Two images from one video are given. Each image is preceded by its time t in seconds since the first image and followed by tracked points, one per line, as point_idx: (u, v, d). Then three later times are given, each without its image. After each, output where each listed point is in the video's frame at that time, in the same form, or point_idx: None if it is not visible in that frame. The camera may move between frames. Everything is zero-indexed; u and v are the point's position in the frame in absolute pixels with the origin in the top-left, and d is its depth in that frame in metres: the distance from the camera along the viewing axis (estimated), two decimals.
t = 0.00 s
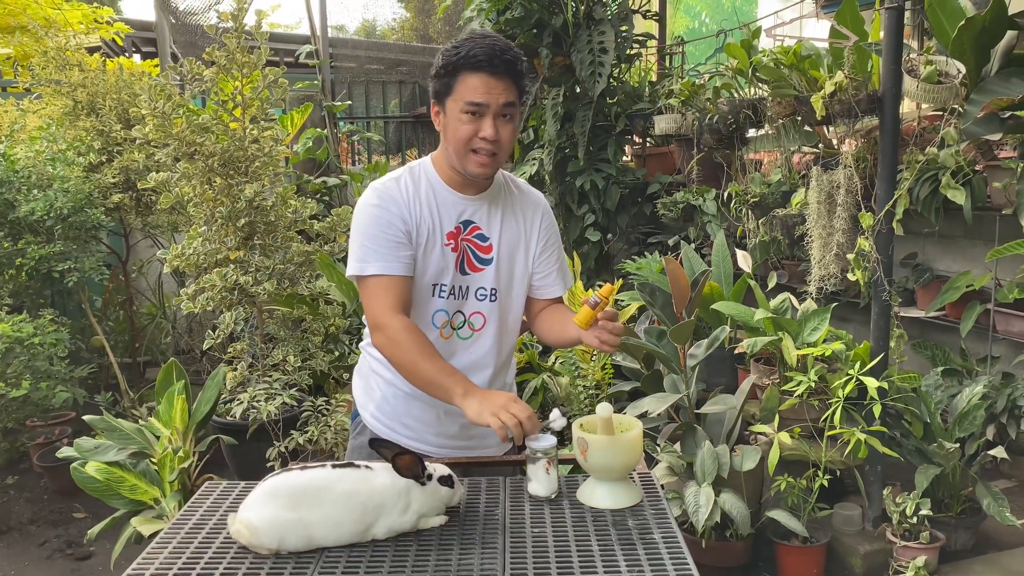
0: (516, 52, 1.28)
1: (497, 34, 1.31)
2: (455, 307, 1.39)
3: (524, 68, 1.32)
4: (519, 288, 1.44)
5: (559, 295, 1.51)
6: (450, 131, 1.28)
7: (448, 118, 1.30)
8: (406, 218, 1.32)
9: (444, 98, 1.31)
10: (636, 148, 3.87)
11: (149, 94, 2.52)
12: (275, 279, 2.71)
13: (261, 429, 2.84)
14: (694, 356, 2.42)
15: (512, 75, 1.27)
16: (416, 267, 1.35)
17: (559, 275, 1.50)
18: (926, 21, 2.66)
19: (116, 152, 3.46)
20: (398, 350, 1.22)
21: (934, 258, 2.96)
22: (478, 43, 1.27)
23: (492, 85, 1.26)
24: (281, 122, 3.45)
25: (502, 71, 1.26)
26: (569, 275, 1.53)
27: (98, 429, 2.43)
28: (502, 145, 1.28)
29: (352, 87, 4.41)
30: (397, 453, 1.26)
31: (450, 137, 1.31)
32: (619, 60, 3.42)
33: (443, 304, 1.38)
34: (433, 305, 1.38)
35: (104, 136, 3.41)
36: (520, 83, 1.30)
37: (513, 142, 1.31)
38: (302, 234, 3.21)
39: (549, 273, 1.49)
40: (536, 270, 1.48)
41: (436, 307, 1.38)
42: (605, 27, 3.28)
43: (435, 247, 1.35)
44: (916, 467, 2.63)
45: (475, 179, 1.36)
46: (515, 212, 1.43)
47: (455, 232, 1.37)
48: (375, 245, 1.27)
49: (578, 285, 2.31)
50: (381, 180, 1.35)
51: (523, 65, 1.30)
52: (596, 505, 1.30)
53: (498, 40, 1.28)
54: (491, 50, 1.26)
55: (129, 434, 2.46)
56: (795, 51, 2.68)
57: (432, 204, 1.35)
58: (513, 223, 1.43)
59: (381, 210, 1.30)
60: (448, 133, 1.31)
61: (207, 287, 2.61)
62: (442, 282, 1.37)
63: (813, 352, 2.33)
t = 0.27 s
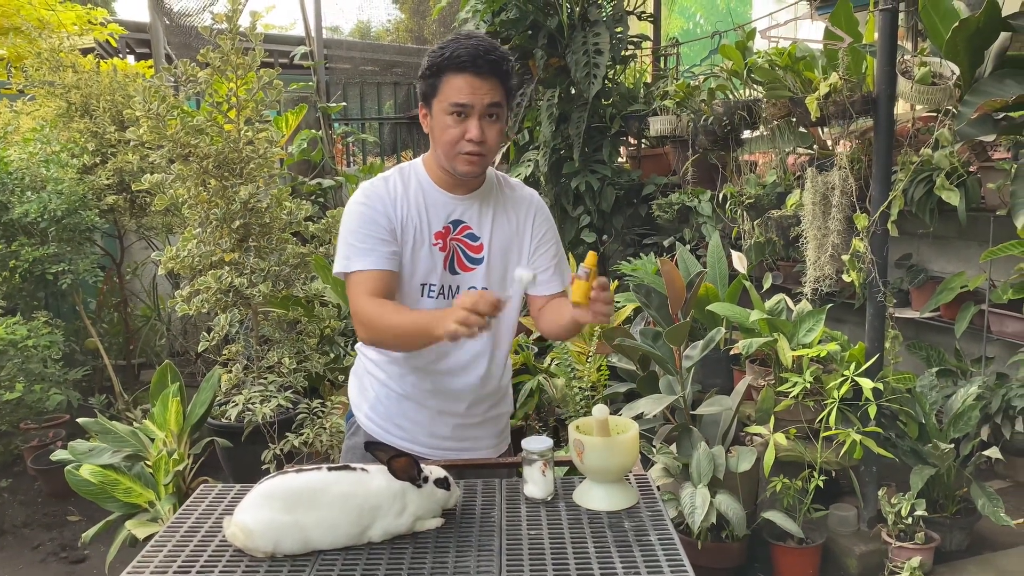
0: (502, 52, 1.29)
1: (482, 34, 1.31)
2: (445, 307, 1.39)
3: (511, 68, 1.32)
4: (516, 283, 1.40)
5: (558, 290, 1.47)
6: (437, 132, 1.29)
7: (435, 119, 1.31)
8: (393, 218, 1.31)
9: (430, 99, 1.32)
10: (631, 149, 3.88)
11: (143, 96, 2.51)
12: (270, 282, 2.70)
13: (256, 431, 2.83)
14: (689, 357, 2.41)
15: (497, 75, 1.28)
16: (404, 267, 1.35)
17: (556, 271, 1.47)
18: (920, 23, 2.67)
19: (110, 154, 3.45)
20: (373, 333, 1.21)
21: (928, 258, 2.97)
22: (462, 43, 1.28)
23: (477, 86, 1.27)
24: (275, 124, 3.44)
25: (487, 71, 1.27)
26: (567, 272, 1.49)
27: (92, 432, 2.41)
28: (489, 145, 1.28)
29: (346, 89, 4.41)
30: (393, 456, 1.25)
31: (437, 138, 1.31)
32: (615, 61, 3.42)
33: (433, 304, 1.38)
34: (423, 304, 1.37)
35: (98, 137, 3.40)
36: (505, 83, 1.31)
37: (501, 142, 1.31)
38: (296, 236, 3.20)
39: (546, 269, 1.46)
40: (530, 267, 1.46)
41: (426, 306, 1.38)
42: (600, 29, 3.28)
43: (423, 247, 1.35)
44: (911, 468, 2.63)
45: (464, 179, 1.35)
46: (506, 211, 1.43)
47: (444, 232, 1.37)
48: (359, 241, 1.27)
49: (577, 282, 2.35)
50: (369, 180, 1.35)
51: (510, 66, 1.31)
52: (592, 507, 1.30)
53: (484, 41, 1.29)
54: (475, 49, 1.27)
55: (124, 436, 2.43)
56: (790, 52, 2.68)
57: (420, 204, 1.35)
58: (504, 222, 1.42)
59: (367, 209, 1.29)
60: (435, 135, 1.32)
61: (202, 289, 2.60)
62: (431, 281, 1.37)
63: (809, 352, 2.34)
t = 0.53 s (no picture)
0: (494, 53, 1.28)
1: (475, 34, 1.30)
2: (434, 305, 1.37)
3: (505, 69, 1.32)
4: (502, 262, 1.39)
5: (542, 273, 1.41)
6: (425, 130, 1.28)
7: (424, 117, 1.30)
8: (381, 213, 1.33)
9: (421, 96, 1.32)
10: (627, 149, 3.88)
11: (138, 96, 2.50)
12: (266, 283, 2.69)
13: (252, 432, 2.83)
14: (687, 357, 2.42)
15: (487, 75, 1.27)
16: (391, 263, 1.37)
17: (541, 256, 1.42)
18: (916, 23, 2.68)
19: (105, 154, 3.43)
20: (352, 317, 1.24)
21: (924, 258, 2.97)
22: (455, 43, 1.27)
23: (465, 86, 1.26)
24: (271, 124, 3.44)
25: (477, 72, 1.26)
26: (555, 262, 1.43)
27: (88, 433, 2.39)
28: (477, 146, 1.28)
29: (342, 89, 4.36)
30: (389, 458, 1.25)
31: (425, 135, 1.31)
32: (611, 61, 3.42)
33: (421, 301, 1.36)
34: (411, 303, 1.36)
35: (93, 138, 3.38)
36: (497, 84, 1.29)
37: (490, 144, 1.30)
38: (293, 237, 3.20)
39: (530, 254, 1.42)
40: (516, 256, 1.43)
41: (414, 304, 1.36)
42: (597, 28, 3.28)
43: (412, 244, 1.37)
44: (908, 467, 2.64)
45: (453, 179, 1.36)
46: (497, 209, 1.42)
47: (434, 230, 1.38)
48: (347, 232, 1.30)
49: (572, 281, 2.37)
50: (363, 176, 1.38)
51: (503, 68, 1.30)
52: (589, 508, 1.30)
53: (476, 41, 1.28)
54: (466, 50, 1.26)
55: (119, 437, 2.41)
56: (786, 52, 2.68)
57: (410, 201, 1.36)
58: (495, 220, 1.42)
59: (355, 202, 1.31)
60: (423, 133, 1.32)
61: (197, 290, 2.59)
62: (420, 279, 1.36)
63: (805, 352, 2.34)
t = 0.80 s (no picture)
0: (483, 49, 1.28)
1: (465, 30, 1.31)
2: (426, 305, 1.37)
3: (495, 66, 1.31)
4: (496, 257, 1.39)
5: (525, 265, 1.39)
6: (412, 127, 1.29)
7: (412, 114, 1.31)
8: (371, 212, 1.36)
9: (410, 94, 1.32)
10: (624, 148, 3.87)
11: (134, 96, 2.49)
12: (263, 282, 2.69)
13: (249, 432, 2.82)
14: (683, 356, 2.44)
15: (474, 70, 1.27)
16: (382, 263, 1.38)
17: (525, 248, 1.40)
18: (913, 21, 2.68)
19: (101, 154, 3.42)
20: (342, 318, 1.28)
21: (921, 256, 2.97)
22: (442, 39, 1.28)
23: (452, 81, 1.26)
24: (268, 123, 3.44)
25: (464, 67, 1.26)
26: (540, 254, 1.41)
27: (83, 434, 2.38)
28: (463, 141, 1.27)
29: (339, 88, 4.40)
30: (386, 458, 1.25)
31: (413, 132, 1.31)
32: (608, 60, 3.42)
33: (412, 301, 1.37)
34: (402, 303, 1.37)
35: (88, 137, 3.36)
36: (486, 80, 1.29)
37: (478, 140, 1.29)
38: (289, 236, 3.19)
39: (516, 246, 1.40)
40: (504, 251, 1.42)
41: (406, 303, 1.37)
42: (594, 27, 3.28)
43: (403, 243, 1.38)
44: (905, 466, 2.64)
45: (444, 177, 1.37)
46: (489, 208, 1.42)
47: (425, 229, 1.38)
48: (337, 232, 1.34)
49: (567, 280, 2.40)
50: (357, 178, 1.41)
51: (494, 65, 1.30)
52: (586, 508, 1.30)
53: (465, 38, 1.28)
54: (453, 46, 1.26)
55: (115, 437, 2.40)
56: (783, 51, 2.69)
57: (402, 202, 1.39)
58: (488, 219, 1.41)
59: (346, 203, 1.35)
60: (412, 130, 1.32)
61: (194, 290, 2.58)
62: (410, 278, 1.37)
63: (802, 351, 2.33)
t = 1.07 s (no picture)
0: (487, 47, 1.28)
1: (468, 28, 1.29)
2: (432, 300, 1.37)
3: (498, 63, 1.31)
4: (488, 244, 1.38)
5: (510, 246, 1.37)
6: (415, 127, 1.29)
7: (415, 113, 1.30)
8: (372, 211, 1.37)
9: (413, 92, 1.31)
10: (623, 145, 3.87)
11: (131, 93, 2.48)
12: (261, 280, 2.68)
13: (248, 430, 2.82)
14: (683, 354, 2.43)
15: (477, 69, 1.26)
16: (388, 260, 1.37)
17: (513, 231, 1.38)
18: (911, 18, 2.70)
19: (98, 152, 3.42)
20: (343, 321, 1.32)
21: (920, 253, 2.97)
22: (444, 38, 1.27)
23: (455, 81, 1.25)
24: (265, 121, 3.44)
25: (468, 66, 1.26)
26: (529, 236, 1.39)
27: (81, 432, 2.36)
28: (468, 141, 1.28)
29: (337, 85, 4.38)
30: (384, 456, 1.24)
31: (416, 131, 1.31)
32: (606, 57, 3.41)
33: (418, 297, 1.37)
34: (408, 299, 1.36)
35: (86, 135, 3.36)
36: (490, 79, 1.29)
37: (482, 138, 1.30)
38: (287, 233, 3.19)
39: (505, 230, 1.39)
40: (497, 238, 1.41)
41: (412, 300, 1.37)
42: (592, 24, 3.27)
43: (407, 240, 1.37)
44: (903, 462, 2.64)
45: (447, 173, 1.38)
46: (488, 200, 1.42)
47: (428, 224, 1.38)
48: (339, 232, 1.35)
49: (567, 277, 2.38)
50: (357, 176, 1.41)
51: (496, 62, 1.29)
52: (585, 505, 1.29)
53: (468, 35, 1.27)
54: (457, 44, 1.25)
55: (112, 435, 2.38)
56: (782, 48, 2.70)
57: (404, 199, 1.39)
58: (487, 212, 1.42)
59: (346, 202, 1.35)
60: (415, 129, 1.32)
61: (191, 287, 2.58)
62: (415, 274, 1.36)
63: (801, 347, 2.33)
